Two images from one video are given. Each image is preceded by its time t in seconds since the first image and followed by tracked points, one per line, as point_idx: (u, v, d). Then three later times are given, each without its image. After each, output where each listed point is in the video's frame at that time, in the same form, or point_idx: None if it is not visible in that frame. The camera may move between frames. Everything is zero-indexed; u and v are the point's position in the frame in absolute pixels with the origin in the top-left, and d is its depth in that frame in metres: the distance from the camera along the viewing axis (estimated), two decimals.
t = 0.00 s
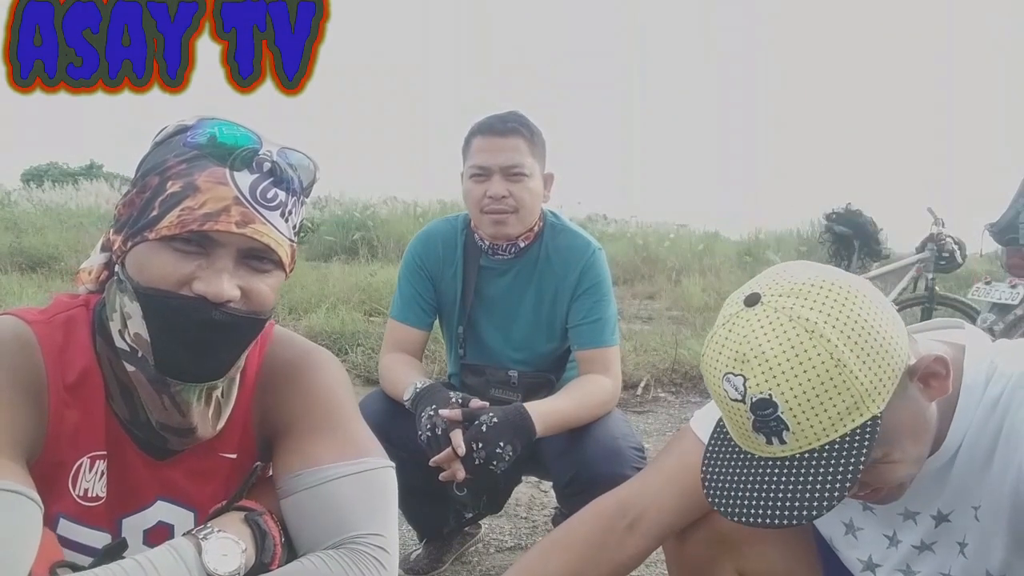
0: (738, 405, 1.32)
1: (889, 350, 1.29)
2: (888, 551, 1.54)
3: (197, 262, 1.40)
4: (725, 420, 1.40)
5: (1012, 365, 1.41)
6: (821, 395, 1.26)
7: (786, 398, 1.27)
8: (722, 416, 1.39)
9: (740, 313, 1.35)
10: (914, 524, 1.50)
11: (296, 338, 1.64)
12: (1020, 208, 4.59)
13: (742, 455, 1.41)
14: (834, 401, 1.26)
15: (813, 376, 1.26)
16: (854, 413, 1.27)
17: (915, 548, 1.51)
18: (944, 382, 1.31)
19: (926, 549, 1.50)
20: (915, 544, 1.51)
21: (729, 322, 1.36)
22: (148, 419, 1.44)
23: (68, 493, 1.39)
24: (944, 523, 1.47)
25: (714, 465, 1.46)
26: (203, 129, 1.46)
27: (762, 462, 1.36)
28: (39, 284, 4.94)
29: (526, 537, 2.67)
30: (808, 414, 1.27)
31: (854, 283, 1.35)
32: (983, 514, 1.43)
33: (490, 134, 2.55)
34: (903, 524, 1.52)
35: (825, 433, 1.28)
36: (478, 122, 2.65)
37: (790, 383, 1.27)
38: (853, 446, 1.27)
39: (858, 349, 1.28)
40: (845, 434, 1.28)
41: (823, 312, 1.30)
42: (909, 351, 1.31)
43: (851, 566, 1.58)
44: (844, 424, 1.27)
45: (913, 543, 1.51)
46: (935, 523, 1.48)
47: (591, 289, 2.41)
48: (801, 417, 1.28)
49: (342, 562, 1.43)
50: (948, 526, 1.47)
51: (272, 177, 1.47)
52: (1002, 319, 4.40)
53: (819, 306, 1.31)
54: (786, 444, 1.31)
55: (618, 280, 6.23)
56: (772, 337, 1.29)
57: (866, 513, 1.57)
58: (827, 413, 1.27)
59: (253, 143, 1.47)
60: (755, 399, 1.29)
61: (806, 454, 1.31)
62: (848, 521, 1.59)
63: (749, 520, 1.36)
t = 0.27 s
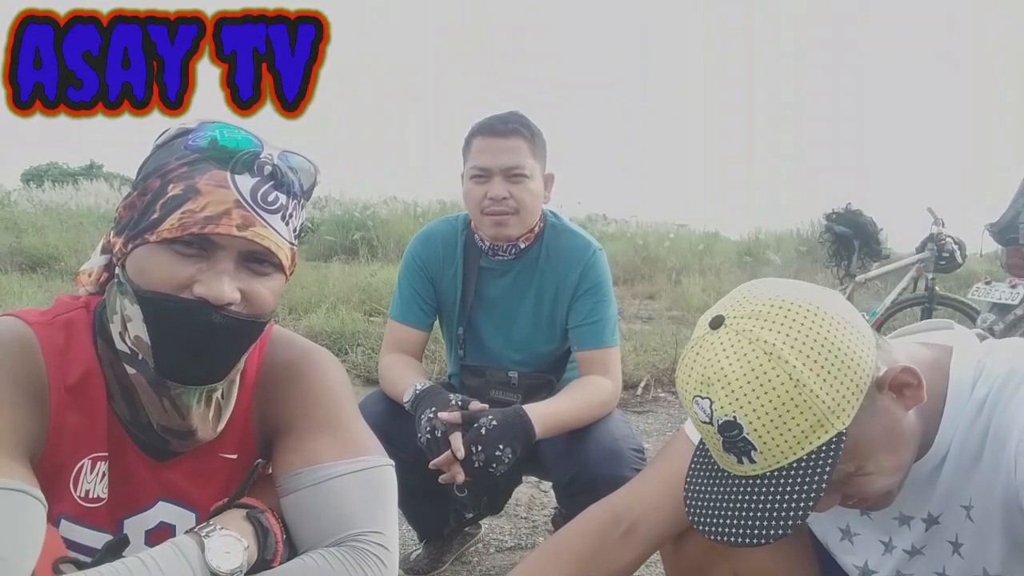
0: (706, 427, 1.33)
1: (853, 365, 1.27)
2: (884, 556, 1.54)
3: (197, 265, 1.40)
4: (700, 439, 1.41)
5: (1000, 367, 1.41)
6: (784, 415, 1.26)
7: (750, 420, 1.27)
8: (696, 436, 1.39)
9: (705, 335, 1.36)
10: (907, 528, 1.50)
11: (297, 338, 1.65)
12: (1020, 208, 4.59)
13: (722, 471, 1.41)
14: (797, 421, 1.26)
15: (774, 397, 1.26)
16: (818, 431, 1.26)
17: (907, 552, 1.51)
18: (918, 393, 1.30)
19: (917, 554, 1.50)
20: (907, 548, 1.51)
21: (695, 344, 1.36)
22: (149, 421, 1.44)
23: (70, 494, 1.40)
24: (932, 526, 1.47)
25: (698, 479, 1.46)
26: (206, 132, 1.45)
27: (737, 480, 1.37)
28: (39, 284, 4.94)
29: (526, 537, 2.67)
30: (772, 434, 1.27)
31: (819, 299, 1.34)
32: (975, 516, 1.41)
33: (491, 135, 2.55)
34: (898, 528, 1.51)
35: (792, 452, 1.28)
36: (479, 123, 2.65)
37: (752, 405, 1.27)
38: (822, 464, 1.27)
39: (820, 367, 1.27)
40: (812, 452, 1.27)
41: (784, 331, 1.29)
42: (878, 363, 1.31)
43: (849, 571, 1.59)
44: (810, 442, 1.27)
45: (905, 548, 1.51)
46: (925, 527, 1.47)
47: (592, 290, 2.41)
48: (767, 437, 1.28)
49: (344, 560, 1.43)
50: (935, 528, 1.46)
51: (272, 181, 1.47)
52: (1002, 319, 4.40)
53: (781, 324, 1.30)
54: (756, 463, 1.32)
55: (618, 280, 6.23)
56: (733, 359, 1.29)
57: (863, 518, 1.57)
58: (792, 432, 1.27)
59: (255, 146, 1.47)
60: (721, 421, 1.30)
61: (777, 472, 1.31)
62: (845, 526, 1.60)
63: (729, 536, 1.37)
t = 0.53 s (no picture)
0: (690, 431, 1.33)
1: (836, 372, 1.28)
2: (877, 562, 1.54)
3: (195, 260, 1.40)
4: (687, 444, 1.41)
5: (992, 367, 1.40)
6: (766, 419, 1.26)
7: (732, 423, 1.27)
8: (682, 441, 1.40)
9: (693, 340, 1.37)
10: (899, 533, 1.50)
11: (300, 337, 1.64)
12: (1020, 208, 4.59)
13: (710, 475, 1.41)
14: (779, 425, 1.26)
15: (757, 401, 1.27)
16: (801, 437, 1.26)
17: (900, 558, 1.51)
18: (904, 401, 1.30)
19: (911, 559, 1.50)
20: (899, 553, 1.51)
21: (683, 350, 1.38)
22: (152, 414, 1.44)
23: (72, 487, 1.40)
24: (924, 531, 1.46)
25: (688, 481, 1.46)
26: (202, 128, 1.46)
27: (722, 485, 1.37)
28: (39, 284, 4.93)
29: (526, 537, 2.67)
30: (754, 439, 1.27)
31: (807, 307, 1.35)
32: (969, 517, 1.41)
33: (490, 136, 2.56)
34: (890, 533, 1.52)
35: (774, 457, 1.28)
36: (477, 124, 2.66)
37: (735, 409, 1.27)
38: (804, 469, 1.27)
39: (804, 372, 1.27)
40: (795, 457, 1.27)
41: (769, 336, 1.30)
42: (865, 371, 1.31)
43: None
44: (792, 447, 1.27)
45: (897, 553, 1.51)
46: (916, 531, 1.47)
47: (591, 291, 2.41)
48: (749, 442, 1.28)
49: (343, 551, 1.42)
50: (928, 533, 1.46)
51: (269, 176, 1.48)
52: (1002, 318, 4.40)
53: (766, 330, 1.31)
54: (738, 468, 1.31)
55: (618, 280, 6.24)
56: (717, 363, 1.30)
57: (854, 523, 1.57)
58: (774, 437, 1.27)
59: (250, 142, 1.48)
60: (704, 425, 1.30)
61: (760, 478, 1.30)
62: (838, 531, 1.59)
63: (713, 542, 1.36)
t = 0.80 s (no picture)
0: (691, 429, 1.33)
1: (838, 370, 1.28)
2: (876, 566, 1.54)
3: (190, 257, 1.40)
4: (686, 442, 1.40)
5: (991, 371, 1.42)
6: (767, 417, 1.26)
7: (733, 421, 1.27)
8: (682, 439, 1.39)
9: (694, 337, 1.37)
10: (899, 536, 1.50)
11: (303, 338, 1.64)
12: (1020, 208, 4.59)
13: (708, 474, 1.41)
14: (781, 423, 1.26)
15: (759, 398, 1.27)
16: (802, 435, 1.26)
17: (899, 563, 1.51)
18: (906, 400, 1.30)
19: (912, 564, 1.50)
20: (901, 559, 1.51)
21: (684, 347, 1.38)
22: (150, 410, 1.44)
23: (69, 482, 1.40)
24: (925, 535, 1.46)
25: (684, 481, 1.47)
26: (197, 125, 1.46)
27: (722, 484, 1.37)
28: (39, 284, 4.93)
29: (526, 537, 2.67)
30: (756, 437, 1.27)
31: (808, 304, 1.35)
32: (969, 519, 1.41)
33: (488, 137, 2.56)
34: (891, 537, 1.51)
35: (775, 454, 1.28)
36: (475, 124, 2.65)
37: (737, 406, 1.27)
38: (805, 467, 1.27)
39: (806, 369, 1.28)
40: (796, 455, 1.27)
41: (771, 333, 1.30)
42: (867, 369, 1.31)
43: None
44: (793, 445, 1.27)
45: (899, 559, 1.51)
46: (918, 536, 1.47)
47: (590, 291, 2.41)
48: (750, 440, 1.28)
49: (341, 545, 1.42)
50: (929, 537, 1.46)
51: (264, 172, 1.48)
52: (1002, 319, 4.40)
53: (768, 327, 1.31)
54: (740, 466, 1.31)
55: (618, 280, 6.24)
56: (719, 360, 1.30)
57: (853, 528, 1.57)
58: (775, 435, 1.27)
59: (245, 138, 1.48)
60: (705, 422, 1.30)
61: (760, 477, 1.30)
62: (836, 536, 1.59)
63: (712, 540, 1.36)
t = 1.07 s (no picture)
0: (687, 412, 1.33)
1: (835, 359, 1.29)
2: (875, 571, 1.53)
3: (180, 255, 1.40)
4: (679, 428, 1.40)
5: (992, 377, 1.41)
6: (764, 402, 1.27)
7: (731, 405, 1.27)
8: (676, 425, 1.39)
9: (693, 323, 1.37)
10: (899, 543, 1.48)
11: (305, 341, 1.64)
12: (1020, 208, 4.59)
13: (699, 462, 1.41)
14: (778, 409, 1.26)
15: (757, 384, 1.27)
16: (798, 421, 1.27)
17: (899, 568, 1.50)
18: (904, 395, 1.30)
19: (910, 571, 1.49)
20: (899, 565, 1.50)
21: (684, 332, 1.38)
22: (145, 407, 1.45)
23: (63, 480, 1.38)
24: (924, 542, 1.45)
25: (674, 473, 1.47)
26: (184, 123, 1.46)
27: (714, 471, 1.36)
28: (40, 284, 4.93)
29: (526, 537, 2.67)
30: (752, 421, 1.27)
31: (807, 294, 1.36)
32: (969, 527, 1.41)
33: (487, 138, 2.56)
34: (890, 541, 1.50)
35: (771, 440, 1.28)
36: (474, 125, 2.65)
37: (735, 390, 1.27)
38: (799, 454, 1.27)
39: (804, 357, 1.28)
40: (791, 442, 1.27)
41: (771, 321, 1.31)
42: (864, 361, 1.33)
43: None
44: (788, 432, 1.27)
45: (897, 565, 1.50)
46: (916, 543, 1.46)
47: (589, 291, 2.41)
48: (746, 425, 1.28)
49: (340, 541, 1.42)
50: (929, 545, 1.45)
51: (253, 169, 1.48)
52: (1002, 319, 4.40)
53: (768, 313, 1.32)
54: (733, 452, 1.31)
55: (618, 280, 6.24)
56: (719, 344, 1.30)
57: (852, 531, 1.55)
58: (772, 420, 1.27)
59: (233, 136, 1.48)
60: (701, 406, 1.30)
61: (753, 463, 1.30)
62: (835, 539, 1.58)
63: (703, 525, 1.36)
